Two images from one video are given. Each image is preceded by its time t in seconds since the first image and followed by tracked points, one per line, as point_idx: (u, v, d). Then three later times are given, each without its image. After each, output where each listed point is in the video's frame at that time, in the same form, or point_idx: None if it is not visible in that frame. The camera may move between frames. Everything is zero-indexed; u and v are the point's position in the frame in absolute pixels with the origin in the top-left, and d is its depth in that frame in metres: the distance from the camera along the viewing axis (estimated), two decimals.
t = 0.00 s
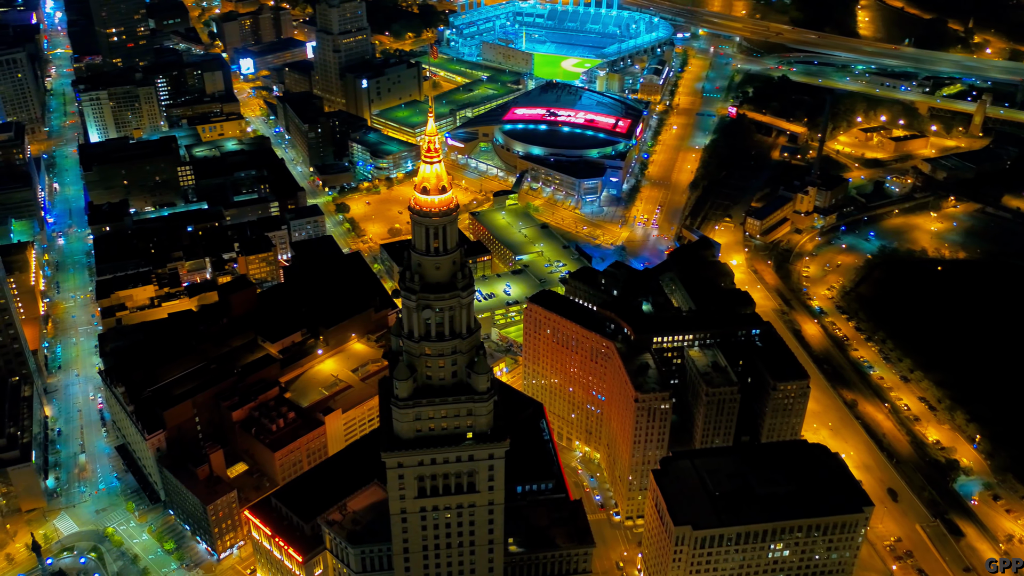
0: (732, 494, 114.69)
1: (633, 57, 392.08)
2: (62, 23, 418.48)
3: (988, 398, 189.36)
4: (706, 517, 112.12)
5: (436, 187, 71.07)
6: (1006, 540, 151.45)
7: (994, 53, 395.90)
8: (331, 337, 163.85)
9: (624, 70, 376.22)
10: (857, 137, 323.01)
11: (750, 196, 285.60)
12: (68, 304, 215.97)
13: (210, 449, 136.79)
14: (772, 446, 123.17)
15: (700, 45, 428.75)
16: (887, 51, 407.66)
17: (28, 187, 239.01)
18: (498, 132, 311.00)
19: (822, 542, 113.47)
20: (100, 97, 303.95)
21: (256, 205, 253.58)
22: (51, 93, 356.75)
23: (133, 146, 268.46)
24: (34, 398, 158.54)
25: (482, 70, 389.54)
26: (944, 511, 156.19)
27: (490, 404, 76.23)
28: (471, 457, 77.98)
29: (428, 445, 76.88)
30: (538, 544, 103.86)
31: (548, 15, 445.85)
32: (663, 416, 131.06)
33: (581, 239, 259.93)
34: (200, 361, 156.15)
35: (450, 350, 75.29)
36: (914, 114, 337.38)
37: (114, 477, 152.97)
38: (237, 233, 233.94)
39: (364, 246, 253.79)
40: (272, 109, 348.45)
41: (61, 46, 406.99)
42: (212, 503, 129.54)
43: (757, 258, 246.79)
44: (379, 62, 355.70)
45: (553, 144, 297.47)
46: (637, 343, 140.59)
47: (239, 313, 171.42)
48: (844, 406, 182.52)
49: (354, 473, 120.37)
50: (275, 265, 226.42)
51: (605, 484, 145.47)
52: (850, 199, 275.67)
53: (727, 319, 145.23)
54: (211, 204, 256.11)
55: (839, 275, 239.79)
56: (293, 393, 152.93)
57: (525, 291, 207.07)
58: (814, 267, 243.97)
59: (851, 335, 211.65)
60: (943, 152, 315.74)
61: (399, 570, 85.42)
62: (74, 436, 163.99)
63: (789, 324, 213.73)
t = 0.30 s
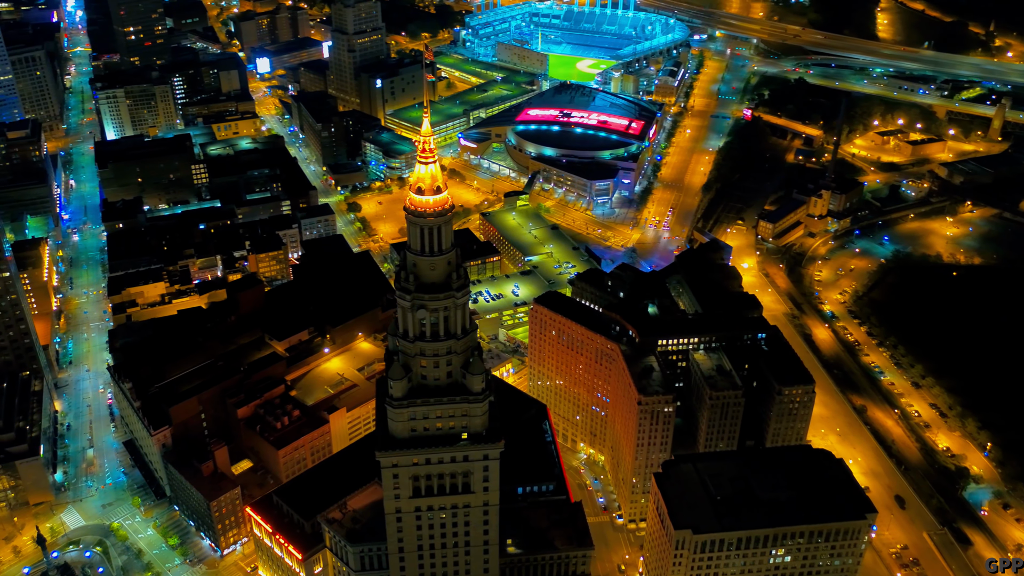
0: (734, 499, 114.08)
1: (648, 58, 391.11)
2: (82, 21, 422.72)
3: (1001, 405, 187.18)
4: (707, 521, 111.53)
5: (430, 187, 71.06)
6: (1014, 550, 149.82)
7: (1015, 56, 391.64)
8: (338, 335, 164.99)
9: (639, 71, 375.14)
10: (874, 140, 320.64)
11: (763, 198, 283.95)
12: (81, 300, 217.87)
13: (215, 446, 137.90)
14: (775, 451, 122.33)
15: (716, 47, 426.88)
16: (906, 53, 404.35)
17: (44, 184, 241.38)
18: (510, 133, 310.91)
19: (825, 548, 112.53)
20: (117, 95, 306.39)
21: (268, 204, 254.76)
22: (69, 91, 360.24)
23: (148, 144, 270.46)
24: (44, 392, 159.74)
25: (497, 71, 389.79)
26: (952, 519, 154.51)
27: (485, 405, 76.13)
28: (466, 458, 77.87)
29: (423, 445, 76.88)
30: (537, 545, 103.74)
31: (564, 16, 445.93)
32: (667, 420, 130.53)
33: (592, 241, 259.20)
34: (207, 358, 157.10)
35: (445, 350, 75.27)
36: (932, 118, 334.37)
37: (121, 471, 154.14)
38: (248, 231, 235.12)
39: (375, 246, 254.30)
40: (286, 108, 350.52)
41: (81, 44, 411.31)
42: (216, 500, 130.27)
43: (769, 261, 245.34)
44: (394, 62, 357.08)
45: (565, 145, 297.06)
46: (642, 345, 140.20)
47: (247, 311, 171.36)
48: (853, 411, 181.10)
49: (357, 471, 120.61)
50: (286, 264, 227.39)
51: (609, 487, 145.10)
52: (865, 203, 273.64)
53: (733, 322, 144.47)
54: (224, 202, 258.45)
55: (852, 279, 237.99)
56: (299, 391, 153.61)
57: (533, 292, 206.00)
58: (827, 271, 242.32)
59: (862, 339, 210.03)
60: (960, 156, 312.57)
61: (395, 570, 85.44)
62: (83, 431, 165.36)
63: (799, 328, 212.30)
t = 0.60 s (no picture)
0: (738, 504, 113.31)
1: (667, 60, 389.48)
2: (105, 19, 427.80)
3: (1017, 414, 184.57)
4: (710, 525, 110.85)
5: (428, 188, 71.06)
6: None
7: None
8: (347, 334, 165.57)
9: (657, 73, 373.50)
10: (894, 144, 317.66)
11: (780, 202, 281.99)
12: (97, 295, 220.03)
13: (223, 442, 138.71)
14: (781, 457, 121.41)
15: (736, 49, 424.54)
16: (929, 57, 400.40)
17: (63, 180, 243.90)
18: (526, 134, 310.55)
19: (830, 556, 111.51)
20: (137, 93, 309.40)
21: (283, 202, 256.17)
22: (91, 88, 364.10)
23: (166, 141, 272.65)
24: (57, 386, 160.87)
25: (515, 72, 389.69)
26: (963, 528, 152.46)
27: (482, 406, 76.12)
28: (463, 458, 77.87)
29: (420, 444, 76.96)
30: (538, 547, 103.56)
31: (583, 17, 445.24)
32: (673, 423, 129.81)
33: (605, 243, 258.30)
34: (217, 355, 158.82)
35: (443, 351, 75.38)
36: (954, 122, 330.70)
37: (131, 466, 155.49)
38: (263, 228, 236.82)
39: (389, 245, 255.03)
40: (304, 107, 352.32)
41: (104, 42, 416.28)
42: (222, 495, 130.92)
43: (783, 265, 243.62)
44: (412, 62, 358.33)
45: (581, 146, 296.09)
46: (649, 348, 139.56)
47: (258, 308, 171.97)
48: (865, 418, 179.25)
49: (361, 469, 120.87)
50: (299, 262, 228.61)
51: (615, 489, 144.53)
52: (883, 208, 271.19)
53: (742, 326, 143.45)
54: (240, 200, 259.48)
55: (868, 284, 235.70)
56: (307, 389, 154.19)
57: (544, 293, 205.57)
58: (843, 276, 240.12)
59: (877, 345, 208.02)
60: (982, 161, 308.84)
61: (392, 569, 85.52)
62: (95, 425, 166.88)
63: (813, 333, 210.43)
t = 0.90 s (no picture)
0: (743, 510, 112.47)
1: (687, 61, 387.78)
2: (129, 18, 432.27)
3: None
4: (714, 531, 110.12)
5: (428, 188, 71.11)
6: None
7: None
8: (358, 332, 165.73)
9: (677, 75, 371.94)
10: (915, 149, 314.20)
11: (797, 206, 279.74)
12: (113, 291, 222.35)
13: (231, 438, 139.48)
14: (788, 462, 120.48)
15: (758, 51, 422.20)
16: (954, 60, 396.03)
17: (82, 176, 246.40)
18: (543, 135, 310.07)
19: (835, 563, 110.52)
20: (157, 91, 311.63)
21: (299, 200, 257.34)
22: (114, 86, 367.88)
23: (185, 139, 274.95)
24: (71, 379, 162.43)
25: (534, 72, 389.69)
26: (976, 538, 150.47)
27: (480, 406, 76.14)
28: (461, 458, 77.94)
29: (418, 444, 77.06)
30: (539, 548, 103.33)
31: (604, 18, 444.37)
32: (680, 427, 129.13)
33: (620, 245, 257.50)
34: (228, 352, 159.73)
35: (442, 350, 75.32)
36: (978, 127, 326.69)
37: (142, 460, 156.95)
38: (278, 227, 238.45)
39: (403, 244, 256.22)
40: (323, 106, 354.16)
41: (128, 40, 421.25)
42: (229, 491, 131.65)
43: (800, 270, 241.61)
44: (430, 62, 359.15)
45: (597, 148, 294.94)
46: (657, 351, 138.88)
47: (270, 306, 175.60)
48: (879, 425, 177.38)
49: (366, 467, 121.08)
50: (313, 260, 229.81)
51: (622, 492, 143.99)
52: (903, 213, 268.23)
53: (752, 330, 142.33)
54: (256, 198, 264.08)
55: (885, 290, 233.27)
56: (316, 387, 154.60)
57: (557, 294, 204.93)
58: (860, 281, 237.79)
59: (893, 352, 205.84)
60: (1006, 166, 304.68)
61: (391, 568, 85.57)
62: (108, 419, 168.61)
63: (827, 338, 208.38)
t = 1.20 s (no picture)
0: (746, 515, 111.79)
1: (705, 63, 385.90)
2: (152, 16, 436.57)
3: None
4: (718, 536, 109.45)
5: (426, 188, 71.31)
6: None
7: None
8: (366, 331, 165.73)
9: (695, 77, 370.36)
10: (936, 153, 310.81)
11: (814, 210, 277.65)
12: (128, 286, 224.43)
13: (238, 435, 140.26)
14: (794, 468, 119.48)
15: (778, 54, 419.71)
16: (977, 64, 391.53)
17: (100, 173, 249.06)
18: (558, 136, 309.82)
19: (840, 571, 109.64)
20: (177, 89, 314.36)
21: (314, 199, 258.28)
22: (135, 84, 371.59)
23: (202, 137, 277.09)
24: (84, 374, 163.80)
25: (551, 73, 389.56)
26: (987, 548, 148.54)
27: (477, 407, 76.09)
28: (458, 458, 78.04)
29: (416, 443, 77.06)
30: (540, 550, 103.17)
31: (623, 19, 443.19)
32: (685, 431, 128.50)
33: (633, 247, 256.57)
34: (238, 348, 160.51)
35: (439, 350, 75.30)
36: (1000, 131, 322.61)
37: (151, 455, 158.23)
38: (292, 225, 240.03)
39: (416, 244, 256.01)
40: (341, 105, 355.81)
41: (150, 39, 425.34)
42: (235, 487, 132.36)
43: (814, 274, 239.72)
44: (448, 62, 359.92)
45: (612, 149, 293.52)
46: (664, 354, 138.00)
47: (281, 303, 175.65)
48: (891, 432, 175.57)
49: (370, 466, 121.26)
50: (326, 259, 230.83)
51: (628, 495, 143.47)
52: (922, 217, 265.32)
53: (760, 335, 141.31)
54: (271, 196, 266.42)
55: (901, 295, 230.95)
56: (324, 384, 155.21)
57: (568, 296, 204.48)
58: (876, 286, 235.61)
59: (908, 358, 203.74)
60: None
61: (388, 567, 85.71)
62: (119, 414, 170.17)
63: (841, 343, 206.44)
